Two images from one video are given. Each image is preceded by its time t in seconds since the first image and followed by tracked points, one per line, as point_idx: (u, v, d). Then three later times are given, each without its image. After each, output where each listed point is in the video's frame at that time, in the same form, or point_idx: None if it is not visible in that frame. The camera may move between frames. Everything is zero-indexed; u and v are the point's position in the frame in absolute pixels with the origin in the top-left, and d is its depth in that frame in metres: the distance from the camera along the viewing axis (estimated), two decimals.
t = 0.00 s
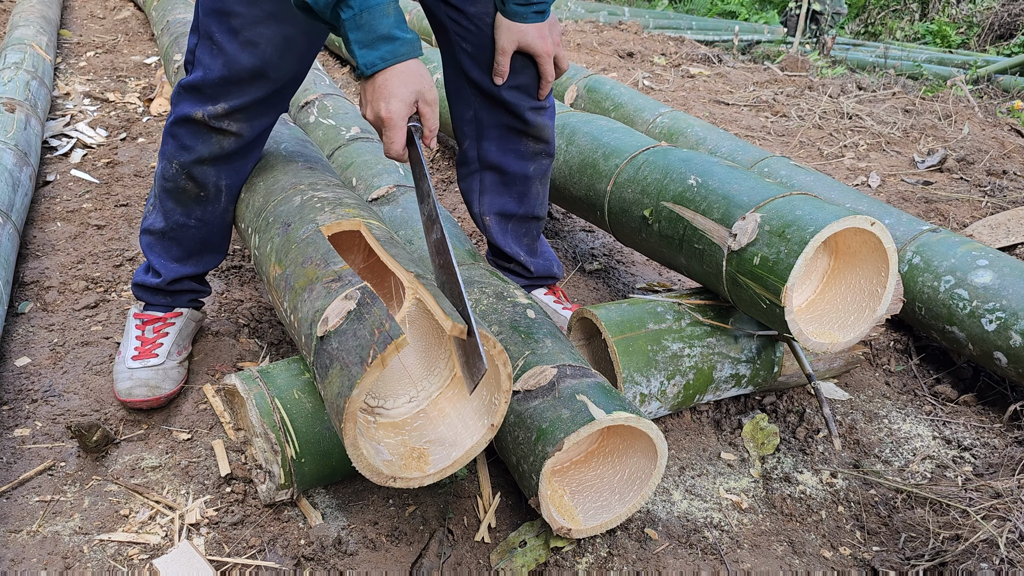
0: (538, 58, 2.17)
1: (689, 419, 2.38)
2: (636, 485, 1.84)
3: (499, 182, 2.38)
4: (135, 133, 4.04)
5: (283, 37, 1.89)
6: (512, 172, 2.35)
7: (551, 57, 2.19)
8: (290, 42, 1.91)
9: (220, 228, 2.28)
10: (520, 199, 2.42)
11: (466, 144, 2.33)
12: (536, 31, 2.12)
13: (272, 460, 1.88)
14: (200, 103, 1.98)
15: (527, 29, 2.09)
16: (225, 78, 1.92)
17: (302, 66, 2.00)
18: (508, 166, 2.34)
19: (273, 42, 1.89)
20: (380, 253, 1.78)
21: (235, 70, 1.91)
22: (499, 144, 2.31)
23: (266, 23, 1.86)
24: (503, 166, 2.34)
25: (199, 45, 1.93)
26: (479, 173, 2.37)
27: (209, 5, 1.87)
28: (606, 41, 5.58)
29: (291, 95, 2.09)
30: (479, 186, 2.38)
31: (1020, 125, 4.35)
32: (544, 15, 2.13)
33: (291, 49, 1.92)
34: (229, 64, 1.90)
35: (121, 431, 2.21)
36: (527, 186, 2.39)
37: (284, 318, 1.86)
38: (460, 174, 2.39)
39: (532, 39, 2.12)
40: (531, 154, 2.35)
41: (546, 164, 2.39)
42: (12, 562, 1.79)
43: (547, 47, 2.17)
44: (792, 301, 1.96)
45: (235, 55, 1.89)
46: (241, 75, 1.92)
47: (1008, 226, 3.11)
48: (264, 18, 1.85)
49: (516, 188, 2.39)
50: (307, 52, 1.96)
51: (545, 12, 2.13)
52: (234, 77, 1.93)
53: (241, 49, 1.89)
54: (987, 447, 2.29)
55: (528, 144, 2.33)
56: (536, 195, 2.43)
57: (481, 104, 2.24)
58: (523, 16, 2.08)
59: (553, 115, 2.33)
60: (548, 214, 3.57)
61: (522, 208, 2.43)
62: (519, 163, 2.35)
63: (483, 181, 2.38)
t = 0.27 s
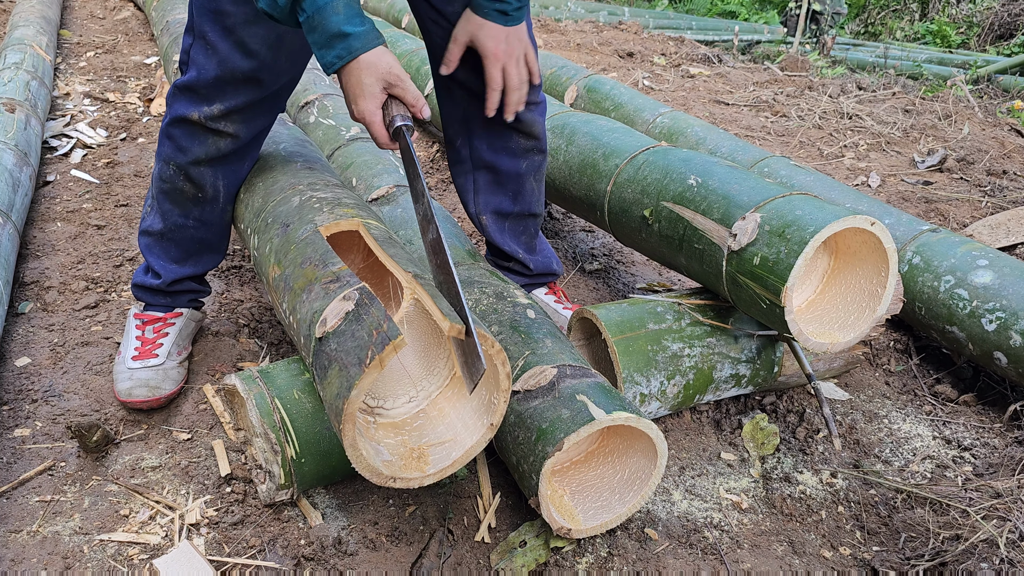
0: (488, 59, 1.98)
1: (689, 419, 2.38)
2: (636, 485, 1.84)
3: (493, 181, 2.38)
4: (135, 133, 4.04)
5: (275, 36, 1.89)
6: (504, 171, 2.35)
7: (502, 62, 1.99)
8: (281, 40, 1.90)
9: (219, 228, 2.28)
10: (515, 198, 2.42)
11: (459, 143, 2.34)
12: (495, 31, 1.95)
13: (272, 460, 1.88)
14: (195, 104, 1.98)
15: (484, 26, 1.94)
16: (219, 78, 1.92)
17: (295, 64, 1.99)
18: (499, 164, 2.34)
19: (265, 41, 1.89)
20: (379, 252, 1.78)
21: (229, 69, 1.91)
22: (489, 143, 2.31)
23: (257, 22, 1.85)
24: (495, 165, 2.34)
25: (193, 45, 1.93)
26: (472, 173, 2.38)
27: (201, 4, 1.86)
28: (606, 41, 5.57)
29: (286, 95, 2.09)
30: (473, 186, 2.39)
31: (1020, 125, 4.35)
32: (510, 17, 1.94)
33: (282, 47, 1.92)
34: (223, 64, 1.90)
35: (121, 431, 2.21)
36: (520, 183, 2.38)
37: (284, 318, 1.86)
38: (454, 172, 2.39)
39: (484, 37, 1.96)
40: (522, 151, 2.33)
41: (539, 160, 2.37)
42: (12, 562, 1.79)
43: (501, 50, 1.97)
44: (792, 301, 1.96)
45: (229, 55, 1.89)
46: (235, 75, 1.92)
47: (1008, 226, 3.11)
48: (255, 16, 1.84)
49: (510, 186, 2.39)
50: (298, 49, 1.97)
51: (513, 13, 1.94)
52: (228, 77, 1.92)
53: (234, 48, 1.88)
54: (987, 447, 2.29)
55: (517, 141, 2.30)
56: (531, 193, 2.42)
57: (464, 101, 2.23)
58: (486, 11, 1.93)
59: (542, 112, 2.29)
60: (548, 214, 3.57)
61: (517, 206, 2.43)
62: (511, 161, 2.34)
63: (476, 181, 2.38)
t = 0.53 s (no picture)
0: (462, 51, 1.90)
1: (689, 419, 2.38)
2: (636, 486, 1.84)
3: (478, 180, 2.38)
4: (135, 133, 4.04)
5: (257, 33, 1.86)
6: (488, 169, 2.35)
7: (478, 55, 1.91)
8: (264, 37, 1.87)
9: (216, 229, 2.28)
10: (502, 196, 2.41)
11: (444, 143, 2.34)
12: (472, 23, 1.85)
13: (272, 460, 1.88)
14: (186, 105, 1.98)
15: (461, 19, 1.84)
16: (207, 76, 1.91)
17: (282, 63, 1.96)
18: (483, 162, 2.34)
19: (247, 39, 1.86)
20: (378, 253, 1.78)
21: (217, 67, 1.89)
22: (473, 141, 2.31)
23: (239, 19, 1.83)
24: (478, 163, 2.34)
25: (183, 43, 1.92)
26: (458, 171, 2.38)
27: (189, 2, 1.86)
28: (606, 41, 5.58)
29: (280, 96, 2.07)
30: (459, 184, 2.39)
31: (1020, 125, 4.35)
32: (490, 8, 1.85)
33: (264, 44, 1.88)
34: (210, 62, 1.89)
35: (122, 432, 2.21)
36: (506, 180, 2.38)
37: (284, 319, 1.86)
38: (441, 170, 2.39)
39: (461, 28, 1.85)
40: (505, 147, 2.33)
41: (523, 155, 2.37)
42: (12, 562, 1.79)
43: (477, 43, 1.88)
44: (791, 301, 1.96)
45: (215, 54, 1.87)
46: (223, 73, 1.91)
47: (1008, 226, 3.11)
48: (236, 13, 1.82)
49: (496, 183, 2.38)
50: (283, 46, 1.92)
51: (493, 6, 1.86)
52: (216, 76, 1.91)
53: (219, 46, 1.87)
54: (987, 447, 2.29)
55: (499, 137, 2.30)
56: (517, 189, 2.41)
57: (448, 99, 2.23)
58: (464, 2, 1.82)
59: (522, 107, 2.29)
60: (548, 214, 3.57)
61: (505, 203, 2.43)
62: (495, 157, 2.34)
63: (462, 180, 2.38)
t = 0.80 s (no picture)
0: (490, 52, 2.12)
1: (689, 420, 2.38)
2: (636, 486, 1.84)
3: (484, 183, 2.38)
4: (135, 134, 4.04)
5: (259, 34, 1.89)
6: (494, 171, 2.35)
7: (506, 54, 2.14)
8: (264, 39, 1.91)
9: (218, 232, 2.28)
10: (507, 199, 2.42)
11: (450, 146, 2.34)
12: (495, 25, 2.09)
13: (272, 461, 1.88)
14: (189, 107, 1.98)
15: (484, 19, 2.07)
16: (209, 78, 1.93)
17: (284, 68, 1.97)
18: (489, 166, 2.34)
19: (248, 40, 1.89)
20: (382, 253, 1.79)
21: (218, 69, 1.91)
22: (480, 143, 2.31)
23: (242, 19, 1.87)
24: (485, 166, 2.34)
25: (187, 46, 1.95)
26: (464, 174, 2.37)
27: (194, 4, 1.90)
28: (606, 42, 5.58)
29: (283, 101, 2.07)
30: (464, 186, 2.38)
31: (1020, 125, 4.35)
32: (508, 12, 2.12)
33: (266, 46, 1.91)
34: (212, 63, 1.91)
35: (121, 433, 2.21)
36: (511, 184, 2.38)
37: (286, 318, 1.86)
38: (446, 172, 2.38)
39: (488, 32, 2.09)
40: (512, 151, 2.34)
41: (530, 160, 2.38)
42: (12, 563, 1.79)
43: (503, 44, 2.12)
44: (790, 301, 1.96)
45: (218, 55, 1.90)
46: (226, 75, 1.92)
47: (1008, 226, 3.11)
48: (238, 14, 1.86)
49: (501, 188, 2.39)
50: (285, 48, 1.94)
51: (510, 11, 2.13)
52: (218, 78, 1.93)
53: (222, 47, 1.89)
54: (987, 447, 2.29)
55: (507, 142, 2.32)
56: (522, 192, 2.42)
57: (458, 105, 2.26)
58: (484, 7, 2.07)
59: (530, 113, 2.31)
60: (548, 214, 3.57)
61: (509, 207, 2.43)
62: (501, 161, 2.34)
63: (468, 182, 2.37)
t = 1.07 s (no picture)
0: (498, 50, 2.13)
1: (689, 420, 2.38)
2: (636, 486, 1.84)
3: (487, 181, 2.38)
4: (135, 135, 4.04)
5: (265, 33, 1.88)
6: (497, 171, 2.35)
7: (513, 53, 2.14)
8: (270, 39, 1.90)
9: (220, 233, 2.28)
10: (509, 199, 2.42)
11: (454, 144, 2.34)
12: (502, 23, 2.09)
13: (271, 461, 1.88)
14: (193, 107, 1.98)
15: (492, 18, 2.07)
16: (213, 78, 1.92)
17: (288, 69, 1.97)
18: (493, 164, 2.34)
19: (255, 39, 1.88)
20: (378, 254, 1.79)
21: (223, 69, 1.90)
22: (484, 142, 2.31)
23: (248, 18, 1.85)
24: (489, 164, 2.34)
25: (190, 46, 1.94)
26: (467, 173, 2.37)
27: (198, 3, 1.88)
28: (606, 42, 5.58)
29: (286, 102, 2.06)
30: (467, 186, 2.38)
31: (1020, 125, 4.35)
32: (514, 10, 2.12)
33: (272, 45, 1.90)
34: (217, 63, 1.89)
35: (121, 433, 2.21)
36: (515, 182, 2.39)
37: (284, 319, 1.86)
38: (449, 172, 2.38)
39: (495, 31, 2.09)
40: (515, 150, 2.34)
41: (532, 159, 2.38)
42: (12, 563, 1.79)
43: (510, 42, 2.13)
44: (790, 301, 1.96)
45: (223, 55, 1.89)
46: (230, 75, 1.91)
47: (1008, 226, 3.11)
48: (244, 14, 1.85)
49: (503, 187, 2.39)
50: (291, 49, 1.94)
51: (517, 9, 2.13)
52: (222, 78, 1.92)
53: (228, 47, 1.88)
54: (987, 447, 2.29)
55: (511, 140, 2.32)
56: (524, 191, 2.42)
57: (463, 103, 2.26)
58: (491, 6, 2.07)
59: (534, 112, 2.32)
60: (548, 215, 3.57)
61: (512, 206, 2.43)
62: (505, 160, 2.35)
63: (471, 181, 2.37)
